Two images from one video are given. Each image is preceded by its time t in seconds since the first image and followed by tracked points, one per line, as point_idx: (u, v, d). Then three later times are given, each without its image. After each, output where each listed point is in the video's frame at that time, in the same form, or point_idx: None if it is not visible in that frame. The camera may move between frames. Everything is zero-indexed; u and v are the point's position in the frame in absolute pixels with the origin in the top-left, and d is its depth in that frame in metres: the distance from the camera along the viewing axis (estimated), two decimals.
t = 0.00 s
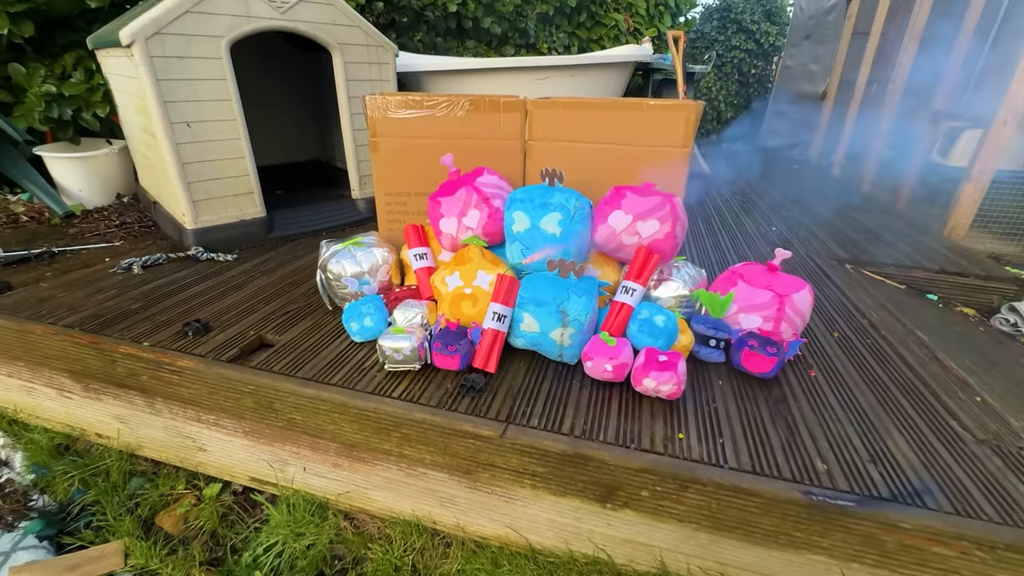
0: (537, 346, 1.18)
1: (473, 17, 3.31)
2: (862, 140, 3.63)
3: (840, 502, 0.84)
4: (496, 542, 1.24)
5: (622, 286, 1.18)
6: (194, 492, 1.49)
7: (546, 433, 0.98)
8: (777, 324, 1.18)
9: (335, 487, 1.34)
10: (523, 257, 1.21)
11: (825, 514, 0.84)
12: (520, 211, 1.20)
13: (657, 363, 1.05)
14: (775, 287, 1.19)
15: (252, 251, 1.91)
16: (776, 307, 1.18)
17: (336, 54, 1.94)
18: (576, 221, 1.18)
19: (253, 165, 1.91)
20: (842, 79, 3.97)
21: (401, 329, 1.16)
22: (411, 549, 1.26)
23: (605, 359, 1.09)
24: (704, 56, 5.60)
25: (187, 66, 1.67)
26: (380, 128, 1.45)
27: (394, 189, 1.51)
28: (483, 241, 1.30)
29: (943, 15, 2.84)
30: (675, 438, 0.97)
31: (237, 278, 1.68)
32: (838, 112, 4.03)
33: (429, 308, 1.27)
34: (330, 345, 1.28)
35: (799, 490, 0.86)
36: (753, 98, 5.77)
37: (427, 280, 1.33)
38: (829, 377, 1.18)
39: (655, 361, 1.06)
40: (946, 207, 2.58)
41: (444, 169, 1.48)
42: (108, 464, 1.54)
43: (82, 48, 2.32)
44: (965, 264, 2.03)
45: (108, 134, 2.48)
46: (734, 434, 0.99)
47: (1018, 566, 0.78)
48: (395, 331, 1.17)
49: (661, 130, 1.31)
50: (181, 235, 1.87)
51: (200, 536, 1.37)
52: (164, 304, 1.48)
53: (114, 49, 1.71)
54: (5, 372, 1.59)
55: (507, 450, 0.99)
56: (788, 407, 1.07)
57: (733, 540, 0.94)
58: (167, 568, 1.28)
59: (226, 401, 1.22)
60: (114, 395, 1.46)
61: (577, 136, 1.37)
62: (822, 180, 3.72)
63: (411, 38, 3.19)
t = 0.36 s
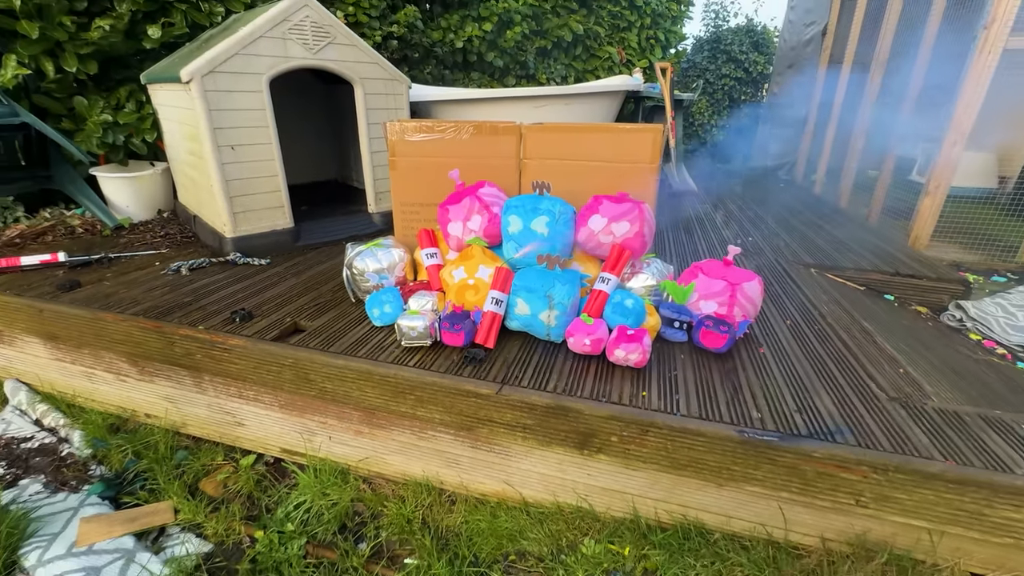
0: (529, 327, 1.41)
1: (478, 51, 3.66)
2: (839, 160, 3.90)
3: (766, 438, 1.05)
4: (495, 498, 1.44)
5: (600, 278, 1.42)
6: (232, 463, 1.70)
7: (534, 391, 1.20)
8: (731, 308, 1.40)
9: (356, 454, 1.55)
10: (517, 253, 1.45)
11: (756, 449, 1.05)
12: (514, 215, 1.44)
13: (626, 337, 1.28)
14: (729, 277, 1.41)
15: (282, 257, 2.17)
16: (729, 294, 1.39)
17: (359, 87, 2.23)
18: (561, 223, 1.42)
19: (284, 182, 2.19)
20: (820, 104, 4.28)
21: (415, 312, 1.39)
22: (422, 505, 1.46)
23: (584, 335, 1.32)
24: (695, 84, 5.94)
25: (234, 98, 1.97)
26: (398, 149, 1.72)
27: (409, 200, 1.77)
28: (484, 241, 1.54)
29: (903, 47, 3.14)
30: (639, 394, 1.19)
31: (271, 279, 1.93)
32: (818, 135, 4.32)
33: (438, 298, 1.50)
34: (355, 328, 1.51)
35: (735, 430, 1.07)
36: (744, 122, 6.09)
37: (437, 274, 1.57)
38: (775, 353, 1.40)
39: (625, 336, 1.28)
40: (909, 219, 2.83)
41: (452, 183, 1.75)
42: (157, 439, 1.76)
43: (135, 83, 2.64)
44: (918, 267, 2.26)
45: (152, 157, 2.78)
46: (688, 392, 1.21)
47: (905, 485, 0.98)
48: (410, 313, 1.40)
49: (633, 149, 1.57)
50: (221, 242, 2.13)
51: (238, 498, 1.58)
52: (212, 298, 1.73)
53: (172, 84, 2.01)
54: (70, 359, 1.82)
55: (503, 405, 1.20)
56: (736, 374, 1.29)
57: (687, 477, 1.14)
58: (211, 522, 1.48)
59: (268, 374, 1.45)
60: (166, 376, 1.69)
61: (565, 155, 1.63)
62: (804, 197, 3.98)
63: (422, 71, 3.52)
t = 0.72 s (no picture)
0: (526, 323, 1.54)
1: (480, 70, 3.84)
2: (829, 171, 4.04)
3: (739, 416, 1.16)
4: (495, 483, 1.54)
5: (592, 277, 1.54)
6: (249, 453, 1.81)
7: (530, 377, 1.32)
8: (712, 304, 1.51)
9: (366, 443, 1.67)
10: (515, 255, 1.58)
11: (730, 427, 1.16)
12: (512, 220, 1.57)
13: (614, 330, 1.40)
14: (710, 276, 1.53)
15: (296, 263, 2.31)
16: (711, 291, 1.51)
17: (368, 104, 2.40)
18: (555, 227, 1.55)
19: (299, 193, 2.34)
20: (811, 117, 4.43)
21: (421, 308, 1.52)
22: (427, 490, 1.56)
23: (576, 329, 1.43)
24: (691, 99, 6.14)
25: (254, 116, 2.13)
26: (406, 161, 1.86)
27: (415, 208, 1.91)
28: (484, 244, 1.67)
29: (886, 63, 3.30)
30: (626, 380, 1.31)
31: (287, 282, 2.07)
32: (810, 147, 4.46)
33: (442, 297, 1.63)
34: (367, 325, 1.64)
35: (711, 409, 1.18)
36: (740, 135, 6.25)
37: (441, 275, 1.70)
38: (754, 346, 1.51)
39: (613, 328, 1.40)
40: (893, 227, 2.95)
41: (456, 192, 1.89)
42: (179, 432, 1.88)
43: (159, 102, 2.82)
44: (900, 270, 2.38)
45: (173, 171, 2.95)
46: (670, 379, 1.32)
47: (865, 458, 1.09)
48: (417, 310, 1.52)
49: (622, 159, 1.72)
50: (239, 249, 2.27)
51: (255, 485, 1.69)
52: (232, 299, 1.86)
53: (197, 103, 2.18)
54: (99, 357, 1.96)
55: (502, 391, 1.32)
56: (717, 363, 1.40)
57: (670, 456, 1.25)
58: (231, 505, 1.59)
59: (286, 367, 1.58)
60: (190, 371, 1.81)
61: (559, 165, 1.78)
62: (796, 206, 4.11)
63: (427, 89, 3.70)
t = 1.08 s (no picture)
0: (523, 327, 1.60)
1: (481, 82, 3.94)
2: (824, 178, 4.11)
3: (725, 414, 1.21)
4: (494, 482, 1.60)
5: (587, 283, 1.60)
6: (256, 455, 1.87)
7: (527, 378, 1.38)
8: (703, 308, 1.57)
9: (370, 444, 1.72)
10: (512, 262, 1.64)
11: (718, 425, 1.22)
12: (510, 229, 1.63)
13: (608, 333, 1.46)
14: (701, 282, 1.59)
15: (301, 270, 2.38)
16: (702, 296, 1.57)
17: (372, 117, 2.48)
18: (551, 234, 1.62)
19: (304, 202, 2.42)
20: (805, 126, 4.51)
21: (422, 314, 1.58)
22: (429, 489, 1.62)
23: (572, 333, 1.50)
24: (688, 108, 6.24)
25: (262, 129, 2.21)
26: (408, 172, 1.94)
27: (417, 217, 1.98)
28: (483, 252, 1.74)
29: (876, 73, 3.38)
30: (618, 381, 1.37)
31: (293, 289, 2.14)
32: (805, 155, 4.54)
33: (443, 302, 1.70)
34: (370, 330, 1.70)
35: (698, 408, 1.23)
36: (738, 143, 6.33)
37: (442, 281, 1.77)
38: (743, 348, 1.57)
39: (607, 332, 1.46)
40: (884, 233, 3.01)
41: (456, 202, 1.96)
42: (188, 434, 1.93)
43: (169, 115, 2.91)
44: (889, 275, 2.45)
45: (182, 182, 3.03)
46: (661, 379, 1.38)
47: (845, 453, 1.14)
48: (419, 315, 1.59)
49: (615, 169, 1.79)
50: (247, 257, 2.35)
51: (262, 485, 1.75)
52: (240, 306, 1.93)
53: (207, 117, 2.26)
54: (111, 362, 2.02)
55: (500, 392, 1.38)
56: (706, 365, 1.46)
57: (661, 453, 1.30)
58: (239, 505, 1.64)
59: (292, 370, 1.64)
60: (199, 375, 1.88)
61: (556, 175, 1.85)
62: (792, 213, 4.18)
63: (429, 101, 3.80)
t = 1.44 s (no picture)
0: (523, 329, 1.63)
1: (482, 88, 3.99)
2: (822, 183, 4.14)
3: (721, 414, 1.24)
4: (495, 482, 1.62)
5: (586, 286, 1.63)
6: (261, 456, 1.90)
7: (527, 379, 1.41)
8: (700, 311, 1.61)
9: (373, 445, 1.75)
10: (514, 265, 1.67)
11: (715, 424, 1.24)
12: (511, 233, 1.67)
13: (606, 335, 1.49)
14: (698, 284, 1.63)
15: (305, 274, 2.42)
16: (699, 299, 1.61)
17: (375, 123, 2.52)
18: (552, 238, 1.65)
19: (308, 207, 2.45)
20: (803, 131, 4.55)
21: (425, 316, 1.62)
22: (431, 489, 1.64)
23: (571, 334, 1.53)
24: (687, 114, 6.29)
25: (268, 135, 2.25)
26: (411, 177, 1.97)
27: (420, 222, 2.02)
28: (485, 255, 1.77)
29: (873, 80, 3.42)
30: (617, 382, 1.40)
31: (297, 292, 2.18)
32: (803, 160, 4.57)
33: (445, 305, 1.73)
34: (373, 332, 1.73)
35: (695, 408, 1.26)
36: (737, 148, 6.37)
37: (444, 284, 1.80)
38: (739, 350, 1.60)
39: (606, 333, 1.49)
40: (881, 237, 3.04)
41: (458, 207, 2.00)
42: (194, 435, 1.96)
43: (175, 121, 2.96)
44: (885, 279, 2.48)
45: (187, 187, 3.07)
46: (659, 380, 1.41)
47: (839, 452, 1.17)
48: (422, 317, 1.62)
49: (614, 174, 1.83)
50: (251, 261, 2.38)
51: (267, 486, 1.77)
52: (246, 309, 1.96)
53: (214, 123, 2.30)
54: (118, 364, 2.05)
55: (501, 393, 1.41)
56: (704, 367, 1.49)
57: (659, 452, 1.33)
58: (244, 505, 1.67)
59: (297, 372, 1.67)
60: (205, 377, 1.91)
61: (556, 181, 1.89)
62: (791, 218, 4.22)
63: (431, 107, 3.85)
